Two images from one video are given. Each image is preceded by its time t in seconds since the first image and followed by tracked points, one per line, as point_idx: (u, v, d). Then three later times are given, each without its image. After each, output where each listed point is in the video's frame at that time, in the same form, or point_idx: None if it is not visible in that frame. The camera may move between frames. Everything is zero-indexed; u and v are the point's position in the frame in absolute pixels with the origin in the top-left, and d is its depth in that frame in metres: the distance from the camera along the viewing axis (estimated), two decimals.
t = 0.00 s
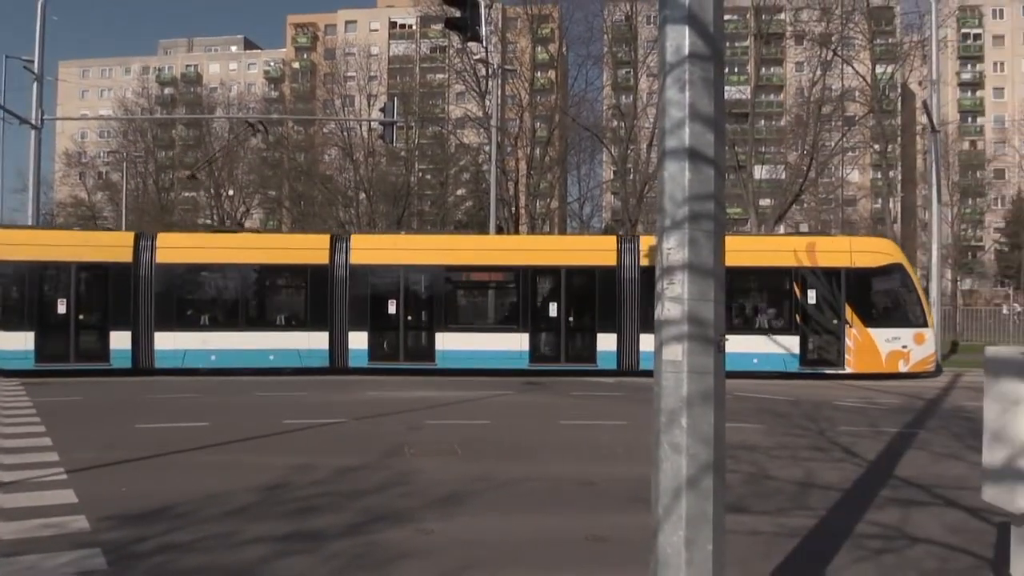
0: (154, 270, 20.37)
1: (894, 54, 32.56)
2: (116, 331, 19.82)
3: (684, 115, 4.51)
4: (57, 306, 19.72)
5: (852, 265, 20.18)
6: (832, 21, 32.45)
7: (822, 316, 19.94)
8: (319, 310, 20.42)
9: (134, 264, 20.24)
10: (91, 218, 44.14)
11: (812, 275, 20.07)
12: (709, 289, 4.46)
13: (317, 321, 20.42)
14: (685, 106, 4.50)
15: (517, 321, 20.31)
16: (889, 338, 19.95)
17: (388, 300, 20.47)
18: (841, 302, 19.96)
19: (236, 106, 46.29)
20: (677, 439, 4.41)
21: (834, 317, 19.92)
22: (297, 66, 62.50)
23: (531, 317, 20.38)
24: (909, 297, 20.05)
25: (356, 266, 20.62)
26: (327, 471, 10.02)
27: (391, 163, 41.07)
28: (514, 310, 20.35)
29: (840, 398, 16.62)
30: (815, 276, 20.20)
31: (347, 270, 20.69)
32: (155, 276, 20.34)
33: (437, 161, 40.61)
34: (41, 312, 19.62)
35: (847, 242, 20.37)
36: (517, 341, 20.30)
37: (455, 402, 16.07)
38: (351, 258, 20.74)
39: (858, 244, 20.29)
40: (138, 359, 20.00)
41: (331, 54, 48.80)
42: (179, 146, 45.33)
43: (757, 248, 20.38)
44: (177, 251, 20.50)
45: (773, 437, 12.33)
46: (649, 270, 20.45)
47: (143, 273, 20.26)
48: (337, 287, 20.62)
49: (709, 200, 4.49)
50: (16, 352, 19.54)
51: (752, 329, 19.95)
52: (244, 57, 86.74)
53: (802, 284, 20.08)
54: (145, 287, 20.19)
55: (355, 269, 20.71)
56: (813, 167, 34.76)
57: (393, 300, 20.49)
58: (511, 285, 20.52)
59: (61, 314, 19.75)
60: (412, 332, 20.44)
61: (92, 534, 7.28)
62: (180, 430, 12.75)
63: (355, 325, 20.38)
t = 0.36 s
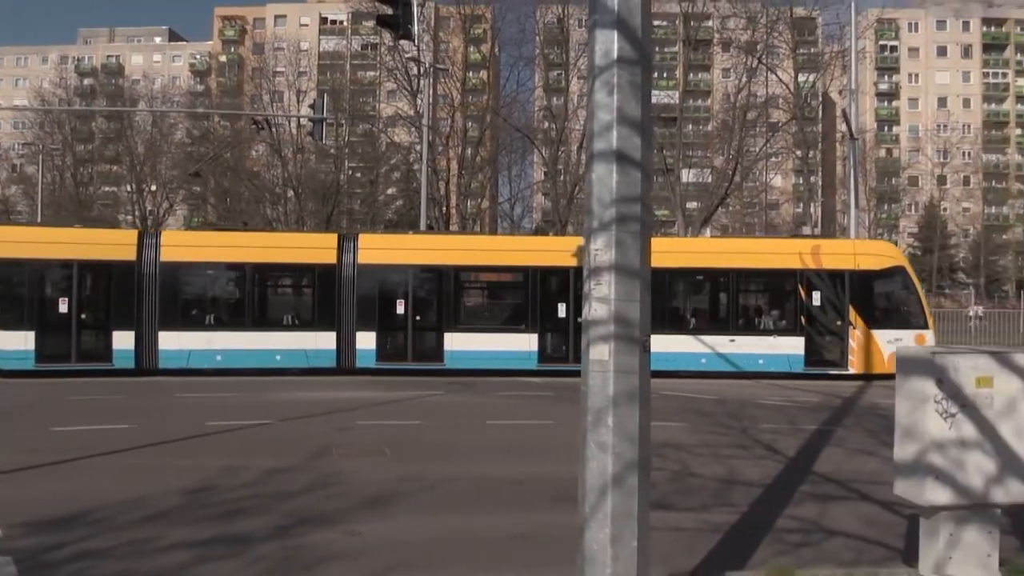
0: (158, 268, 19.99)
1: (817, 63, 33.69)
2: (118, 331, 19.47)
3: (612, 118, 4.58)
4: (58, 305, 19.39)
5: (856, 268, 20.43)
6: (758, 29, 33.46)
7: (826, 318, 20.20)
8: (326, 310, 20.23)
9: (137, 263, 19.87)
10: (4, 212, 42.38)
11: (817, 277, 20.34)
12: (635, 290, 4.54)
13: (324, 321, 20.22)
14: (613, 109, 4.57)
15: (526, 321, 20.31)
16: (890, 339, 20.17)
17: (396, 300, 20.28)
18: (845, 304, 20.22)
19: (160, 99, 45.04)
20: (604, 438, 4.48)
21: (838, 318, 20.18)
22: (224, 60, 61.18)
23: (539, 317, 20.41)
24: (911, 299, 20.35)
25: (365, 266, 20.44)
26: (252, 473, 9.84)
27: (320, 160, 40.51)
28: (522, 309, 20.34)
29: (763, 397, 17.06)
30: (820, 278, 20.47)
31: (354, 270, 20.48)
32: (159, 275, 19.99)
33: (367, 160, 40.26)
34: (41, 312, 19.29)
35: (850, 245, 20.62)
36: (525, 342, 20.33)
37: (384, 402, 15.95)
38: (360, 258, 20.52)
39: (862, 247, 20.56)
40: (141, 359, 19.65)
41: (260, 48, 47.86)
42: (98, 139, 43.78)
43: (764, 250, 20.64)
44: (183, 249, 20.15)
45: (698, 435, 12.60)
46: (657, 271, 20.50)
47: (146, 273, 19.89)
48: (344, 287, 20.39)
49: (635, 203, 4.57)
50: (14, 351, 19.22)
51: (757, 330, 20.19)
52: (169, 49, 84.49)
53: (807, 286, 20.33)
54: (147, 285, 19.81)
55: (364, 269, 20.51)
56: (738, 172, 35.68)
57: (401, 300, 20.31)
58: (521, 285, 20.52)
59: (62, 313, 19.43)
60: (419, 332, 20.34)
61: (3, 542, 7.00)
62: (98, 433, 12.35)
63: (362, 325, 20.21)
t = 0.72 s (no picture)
0: (170, 269, 19.74)
1: (745, 67, 34.35)
2: (130, 333, 19.22)
3: (544, 119, 4.61)
4: (68, 307, 19.10)
5: (863, 267, 20.56)
6: (688, 32, 34.08)
7: (834, 317, 20.53)
8: (340, 311, 20.12)
9: (149, 264, 19.60)
10: None
11: (824, 276, 20.52)
12: (567, 289, 4.58)
13: (338, 323, 20.11)
14: (545, 109, 4.60)
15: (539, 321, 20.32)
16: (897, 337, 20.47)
17: (409, 300, 20.22)
18: (852, 303, 20.49)
19: (83, 93, 43.57)
20: (536, 435, 4.50)
21: (845, 317, 20.52)
22: (150, 53, 59.53)
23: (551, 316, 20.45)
24: (916, 298, 20.55)
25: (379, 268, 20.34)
26: (181, 478, 9.61)
27: (250, 158, 39.73)
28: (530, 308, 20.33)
29: (693, 394, 17.37)
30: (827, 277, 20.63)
31: (368, 271, 20.39)
32: (169, 277, 19.74)
33: (299, 158, 39.65)
34: (52, 314, 19.00)
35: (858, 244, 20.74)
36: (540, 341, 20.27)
37: (317, 404, 15.75)
38: (373, 260, 20.40)
39: (869, 247, 20.66)
40: (153, 361, 19.41)
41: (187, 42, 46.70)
42: (16, 133, 42.00)
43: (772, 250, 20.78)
44: (194, 251, 19.88)
45: (631, 432, 12.76)
46: (668, 271, 20.57)
47: (158, 274, 19.63)
48: (357, 287, 20.30)
49: (566, 203, 4.61)
50: (27, 354, 18.91)
51: (766, 328, 20.40)
52: (92, 42, 81.86)
53: (815, 285, 20.54)
54: (158, 287, 19.57)
55: (377, 271, 20.38)
56: (669, 173, 36.26)
57: (415, 300, 20.26)
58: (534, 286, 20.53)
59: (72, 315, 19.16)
60: (431, 333, 20.33)
61: None
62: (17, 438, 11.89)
63: (376, 326, 20.13)
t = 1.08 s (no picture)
0: (186, 268, 19.52)
1: (678, 70, 34.94)
2: (145, 331, 18.98)
3: (478, 117, 4.62)
4: (83, 306, 18.87)
5: (869, 267, 21.23)
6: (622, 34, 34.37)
7: (840, 316, 21.08)
8: (354, 310, 19.85)
9: (164, 263, 19.41)
10: None
11: (831, 276, 21.06)
12: (500, 287, 4.60)
13: (353, 321, 19.87)
14: (479, 108, 4.61)
15: (555, 319, 20.38)
16: (902, 335, 21.09)
17: (424, 299, 20.06)
18: (859, 302, 21.05)
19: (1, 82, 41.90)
20: (469, 434, 4.51)
21: (851, 316, 21.06)
22: (74, 43, 57.63)
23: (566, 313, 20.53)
24: (919, 297, 21.26)
25: (395, 266, 20.09)
26: (105, 481, 9.33)
27: (179, 153, 38.77)
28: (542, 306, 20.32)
29: (626, 392, 17.60)
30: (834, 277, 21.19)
31: (383, 269, 20.16)
32: (184, 276, 19.52)
33: (230, 153, 38.86)
34: (67, 313, 18.77)
35: (864, 245, 21.42)
36: (553, 340, 20.42)
37: (248, 404, 15.47)
38: (387, 259, 20.17)
39: (873, 248, 21.38)
40: (168, 360, 19.16)
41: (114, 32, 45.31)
42: None
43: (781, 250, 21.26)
44: (208, 250, 19.61)
45: (565, 430, 12.87)
46: (680, 271, 20.81)
47: (173, 272, 19.43)
48: (372, 285, 20.07)
49: (500, 201, 4.62)
50: (38, 353, 18.62)
51: (775, 326, 20.89)
52: (11, 30, 78.84)
53: (823, 284, 21.07)
54: (173, 285, 19.35)
55: (391, 270, 20.17)
56: (603, 173, 36.64)
57: (431, 299, 20.11)
58: (549, 284, 20.54)
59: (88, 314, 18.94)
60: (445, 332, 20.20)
61: None
62: None
63: (391, 325, 19.91)
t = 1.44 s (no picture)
0: (199, 265, 19.07)
1: (611, 71, 35.35)
2: (160, 329, 18.51)
3: (411, 113, 4.59)
4: (97, 302, 18.24)
5: (869, 267, 21.77)
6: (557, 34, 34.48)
7: (843, 315, 21.43)
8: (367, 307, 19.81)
9: (178, 259, 18.90)
10: None
11: (834, 276, 21.51)
12: (432, 284, 4.59)
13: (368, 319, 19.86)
14: (412, 104, 4.58)
15: (567, 318, 20.61)
16: (902, 334, 21.60)
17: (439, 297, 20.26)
18: (860, 302, 21.49)
19: None
20: (400, 431, 4.48)
21: (853, 315, 21.45)
22: None
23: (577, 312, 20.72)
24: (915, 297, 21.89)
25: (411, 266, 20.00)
26: (20, 484, 8.96)
27: (102, 145, 37.45)
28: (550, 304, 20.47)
29: (558, 389, 17.71)
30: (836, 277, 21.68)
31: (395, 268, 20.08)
32: (199, 272, 19.05)
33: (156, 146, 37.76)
34: (81, 310, 18.14)
35: (863, 246, 21.96)
36: (564, 338, 20.63)
37: (173, 403, 15.07)
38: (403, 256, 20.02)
39: (874, 249, 21.92)
40: (182, 358, 18.69)
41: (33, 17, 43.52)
42: None
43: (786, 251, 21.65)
44: (221, 246, 19.21)
45: (497, 427, 12.89)
46: (687, 271, 21.09)
47: (186, 269, 18.94)
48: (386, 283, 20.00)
49: (431, 197, 4.61)
50: (49, 350, 17.93)
51: (779, 325, 21.30)
52: None
53: (825, 284, 21.49)
54: (190, 282, 18.87)
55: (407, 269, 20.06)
56: (537, 172, 36.77)
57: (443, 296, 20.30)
58: (561, 283, 20.66)
59: (102, 311, 18.34)
60: (458, 330, 20.37)
61: None
62: None
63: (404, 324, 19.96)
